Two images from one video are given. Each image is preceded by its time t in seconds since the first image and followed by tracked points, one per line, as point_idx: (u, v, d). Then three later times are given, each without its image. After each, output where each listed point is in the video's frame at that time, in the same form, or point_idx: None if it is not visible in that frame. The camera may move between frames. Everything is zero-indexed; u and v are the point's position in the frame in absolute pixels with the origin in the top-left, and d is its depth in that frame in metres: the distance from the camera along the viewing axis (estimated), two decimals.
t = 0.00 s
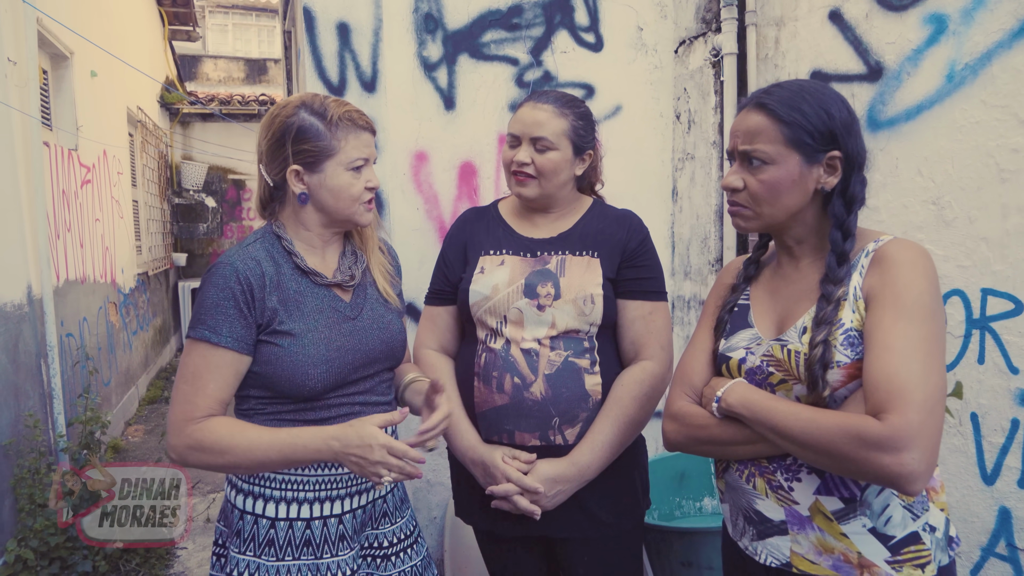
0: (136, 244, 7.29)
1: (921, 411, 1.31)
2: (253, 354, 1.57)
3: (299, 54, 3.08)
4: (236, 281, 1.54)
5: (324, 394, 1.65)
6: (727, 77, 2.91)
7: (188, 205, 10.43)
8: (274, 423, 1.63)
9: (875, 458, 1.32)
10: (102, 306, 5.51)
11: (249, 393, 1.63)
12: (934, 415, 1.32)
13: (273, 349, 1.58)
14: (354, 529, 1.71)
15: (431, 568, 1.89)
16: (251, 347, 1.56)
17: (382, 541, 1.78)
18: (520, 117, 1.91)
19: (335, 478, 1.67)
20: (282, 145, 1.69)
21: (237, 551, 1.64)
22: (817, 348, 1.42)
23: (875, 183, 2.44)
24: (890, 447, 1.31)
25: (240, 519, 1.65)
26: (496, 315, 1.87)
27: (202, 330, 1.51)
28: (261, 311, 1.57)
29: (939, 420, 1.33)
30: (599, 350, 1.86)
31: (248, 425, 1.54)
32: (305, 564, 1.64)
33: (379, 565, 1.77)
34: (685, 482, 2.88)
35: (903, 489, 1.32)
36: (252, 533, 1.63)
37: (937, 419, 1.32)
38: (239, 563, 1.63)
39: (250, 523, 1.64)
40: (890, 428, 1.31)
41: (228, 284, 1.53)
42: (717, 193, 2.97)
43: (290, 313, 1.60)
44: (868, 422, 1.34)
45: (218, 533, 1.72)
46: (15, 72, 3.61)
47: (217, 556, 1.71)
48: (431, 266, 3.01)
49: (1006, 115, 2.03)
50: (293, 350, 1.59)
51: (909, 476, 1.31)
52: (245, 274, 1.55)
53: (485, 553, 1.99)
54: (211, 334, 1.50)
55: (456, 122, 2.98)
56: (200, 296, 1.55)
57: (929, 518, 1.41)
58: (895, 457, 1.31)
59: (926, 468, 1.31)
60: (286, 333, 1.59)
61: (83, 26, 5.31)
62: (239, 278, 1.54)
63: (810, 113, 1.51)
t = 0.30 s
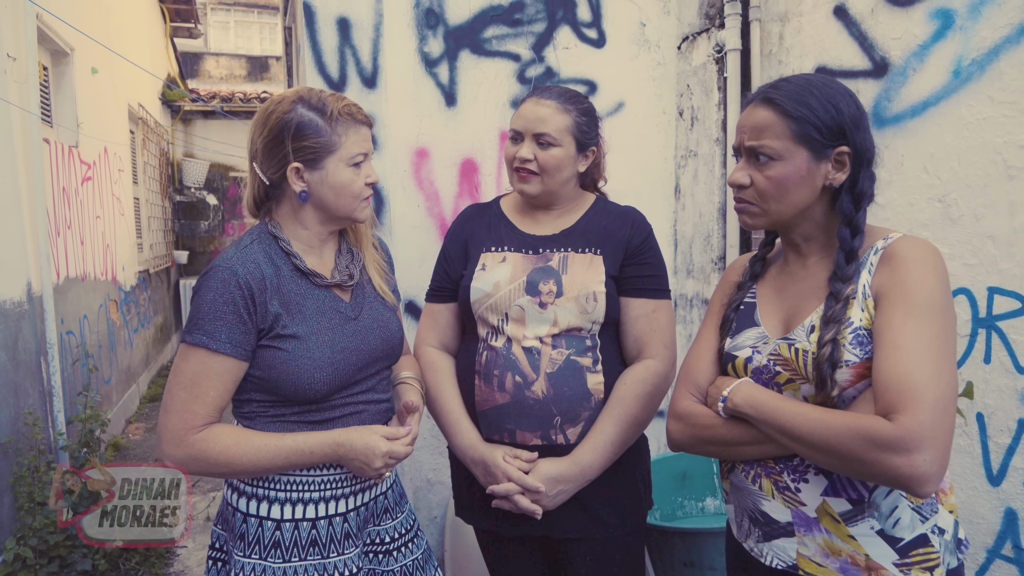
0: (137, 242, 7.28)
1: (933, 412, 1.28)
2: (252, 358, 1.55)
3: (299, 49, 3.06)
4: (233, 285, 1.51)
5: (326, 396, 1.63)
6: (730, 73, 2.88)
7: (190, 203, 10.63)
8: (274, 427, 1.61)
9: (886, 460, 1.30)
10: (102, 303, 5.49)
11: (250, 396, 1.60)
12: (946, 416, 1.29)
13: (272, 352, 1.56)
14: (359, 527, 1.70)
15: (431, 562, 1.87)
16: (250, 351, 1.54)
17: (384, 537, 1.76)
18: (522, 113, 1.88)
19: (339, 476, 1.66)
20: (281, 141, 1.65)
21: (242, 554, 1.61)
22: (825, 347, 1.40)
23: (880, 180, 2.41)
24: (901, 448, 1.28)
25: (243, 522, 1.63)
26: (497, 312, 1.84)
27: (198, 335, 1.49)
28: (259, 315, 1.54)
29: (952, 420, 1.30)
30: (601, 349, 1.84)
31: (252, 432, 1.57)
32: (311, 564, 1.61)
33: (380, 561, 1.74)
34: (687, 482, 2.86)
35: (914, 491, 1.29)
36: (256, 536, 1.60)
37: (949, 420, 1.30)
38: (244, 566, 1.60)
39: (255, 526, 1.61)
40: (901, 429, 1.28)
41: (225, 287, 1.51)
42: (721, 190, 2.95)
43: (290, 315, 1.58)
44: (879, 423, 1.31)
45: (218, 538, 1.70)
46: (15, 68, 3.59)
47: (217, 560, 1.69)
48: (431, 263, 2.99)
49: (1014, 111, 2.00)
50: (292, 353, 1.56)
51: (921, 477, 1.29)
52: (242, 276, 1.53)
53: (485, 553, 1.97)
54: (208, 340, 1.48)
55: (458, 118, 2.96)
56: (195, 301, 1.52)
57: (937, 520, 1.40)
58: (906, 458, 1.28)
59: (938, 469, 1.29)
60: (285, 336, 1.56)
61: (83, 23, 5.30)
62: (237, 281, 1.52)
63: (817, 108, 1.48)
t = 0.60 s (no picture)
0: (136, 238, 7.26)
1: (937, 412, 1.27)
2: (250, 360, 1.53)
3: (296, 45, 3.04)
4: (229, 287, 1.49)
5: (326, 396, 1.62)
6: (731, 70, 2.86)
7: (188, 201, 10.45)
8: (273, 426, 1.60)
9: (889, 460, 1.28)
10: (100, 300, 5.48)
11: (248, 398, 1.59)
12: (950, 416, 1.28)
13: (270, 354, 1.54)
14: (356, 524, 1.69)
15: (423, 557, 1.86)
16: (248, 353, 1.52)
17: (377, 534, 1.74)
18: (522, 109, 1.86)
19: (337, 474, 1.65)
20: (269, 138, 1.64)
21: (239, 554, 1.59)
22: (828, 345, 1.38)
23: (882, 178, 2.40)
24: (905, 448, 1.27)
25: (240, 522, 1.61)
26: (496, 309, 1.83)
27: (195, 339, 1.47)
28: (256, 317, 1.52)
29: (956, 420, 1.29)
30: (600, 346, 1.82)
31: (251, 431, 1.55)
32: (310, 562, 1.60)
33: (374, 557, 1.72)
34: (686, 481, 2.85)
35: (918, 492, 1.28)
36: (254, 535, 1.59)
37: (953, 420, 1.28)
38: (242, 566, 1.58)
39: (253, 525, 1.59)
40: (904, 429, 1.27)
41: (222, 290, 1.48)
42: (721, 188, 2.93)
43: (287, 317, 1.56)
44: (882, 422, 1.30)
45: (213, 538, 1.69)
46: (11, 63, 3.57)
47: (210, 561, 1.68)
48: (430, 260, 2.97)
49: (1016, 108, 1.99)
50: (290, 354, 1.55)
51: (925, 478, 1.27)
52: (239, 278, 1.51)
53: (482, 553, 1.95)
54: (205, 343, 1.46)
55: (456, 115, 2.94)
56: (190, 304, 1.50)
57: (939, 521, 1.39)
58: (910, 458, 1.27)
59: (942, 470, 1.28)
60: (283, 337, 1.55)
61: (81, 18, 5.28)
62: (234, 283, 1.50)
63: (821, 104, 1.46)
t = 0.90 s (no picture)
0: (131, 231, 7.23)
1: (936, 409, 1.26)
2: (242, 357, 1.51)
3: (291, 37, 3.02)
4: (221, 284, 1.47)
5: (319, 392, 1.61)
6: (729, 66, 2.85)
7: (183, 193, 10.43)
8: (266, 421, 1.58)
9: (888, 457, 1.27)
10: (94, 293, 5.45)
11: (240, 393, 1.57)
12: (949, 413, 1.27)
13: (262, 350, 1.53)
14: (350, 518, 1.67)
15: (418, 550, 1.86)
16: (239, 351, 1.50)
17: (373, 527, 1.74)
18: (519, 103, 1.85)
19: (331, 468, 1.63)
20: (257, 129, 1.62)
21: (232, 548, 1.57)
22: (826, 341, 1.37)
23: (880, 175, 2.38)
24: (903, 445, 1.26)
25: (234, 516, 1.59)
26: (492, 303, 1.81)
27: (186, 337, 1.45)
28: (247, 314, 1.50)
29: (955, 417, 1.28)
30: (597, 341, 1.81)
31: (244, 427, 1.54)
32: (304, 557, 1.59)
33: (369, 551, 1.72)
34: (681, 478, 2.84)
35: (916, 488, 1.28)
36: (248, 530, 1.57)
37: (952, 417, 1.28)
38: (235, 561, 1.57)
39: (246, 520, 1.58)
40: (903, 426, 1.26)
41: (212, 287, 1.46)
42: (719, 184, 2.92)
43: (278, 314, 1.54)
44: (880, 419, 1.29)
45: (205, 531, 1.67)
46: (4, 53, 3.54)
47: (203, 555, 1.66)
48: (425, 255, 2.95)
49: (1017, 106, 1.98)
50: (283, 351, 1.53)
51: (923, 474, 1.27)
52: (230, 274, 1.49)
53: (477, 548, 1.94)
54: (196, 341, 1.45)
55: (453, 109, 2.92)
56: (180, 302, 1.48)
57: (936, 519, 1.38)
58: (908, 455, 1.26)
59: (940, 467, 1.27)
60: (275, 334, 1.53)
61: (77, 9, 5.24)
62: (225, 280, 1.48)
63: (822, 99, 1.45)
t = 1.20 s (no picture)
0: (130, 228, 7.23)
1: (940, 403, 1.26)
2: (242, 354, 1.50)
3: (289, 31, 3.00)
4: (221, 280, 1.46)
5: (319, 389, 1.60)
6: (730, 62, 2.84)
7: (183, 189, 10.43)
8: (266, 417, 1.57)
9: (893, 451, 1.26)
10: (94, 290, 5.44)
11: (240, 390, 1.56)
12: (954, 408, 1.27)
13: (262, 347, 1.52)
14: (351, 516, 1.67)
15: (419, 548, 1.85)
16: (239, 347, 1.49)
17: (374, 525, 1.73)
18: (519, 99, 1.83)
19: (332, 465, 1.62)
20: (256, 124, 1.61)
21: (233, 546, 1.57)
22: (831, 334, 1.36)
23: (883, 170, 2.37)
24: (908, 438, 1.25)
25: (234, 513, 1.58)
26: (493, 298, 1.81)
27: (185, 333, 1.44)
28: (247, 310, 1.49)
29: (959, 411, 1.27)
30: (598, 337, 1.80)
31: (245, 423, 1.53)
32: (305, 554, 1.58)
33: (370, 548, 1.71)
34: (681, 475, 2.83)
35: (920, 483, 1.26)
36: (249, 527, 1.57)
37: (956, 411, 1.27)
38: (235, 558, 1.56)
39: (247, 517, 1.57)
40: (908, 419, 1.25)
41: (212, 283, 1.45)
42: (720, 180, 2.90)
43: (278, 310, 1.53)
44: (885, 413, 1.28)
45: (206, 529, 1.66)
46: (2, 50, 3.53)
47: (204, 552, 1.65)
48: (425, 252, 2.94)
49: (1019, 101, 1.97)
50: (283, 348, 1.52)
51: (927, 468, 1.25)
52: (230, 270, 1.48)
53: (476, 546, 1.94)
54: (196, 337, 1.44)
55: (452, 104, 2.91)
56: (181, 297, 1.47)
57: (938, 510, 1.36)
58: (913, 449, 1.25)
59: (945, 461, 1.26)
60: (274, 330, 1.52)
61: (75, 6, 5.23)
62: (224, 276, 1.47)
63: (827, 91, 1.44)
